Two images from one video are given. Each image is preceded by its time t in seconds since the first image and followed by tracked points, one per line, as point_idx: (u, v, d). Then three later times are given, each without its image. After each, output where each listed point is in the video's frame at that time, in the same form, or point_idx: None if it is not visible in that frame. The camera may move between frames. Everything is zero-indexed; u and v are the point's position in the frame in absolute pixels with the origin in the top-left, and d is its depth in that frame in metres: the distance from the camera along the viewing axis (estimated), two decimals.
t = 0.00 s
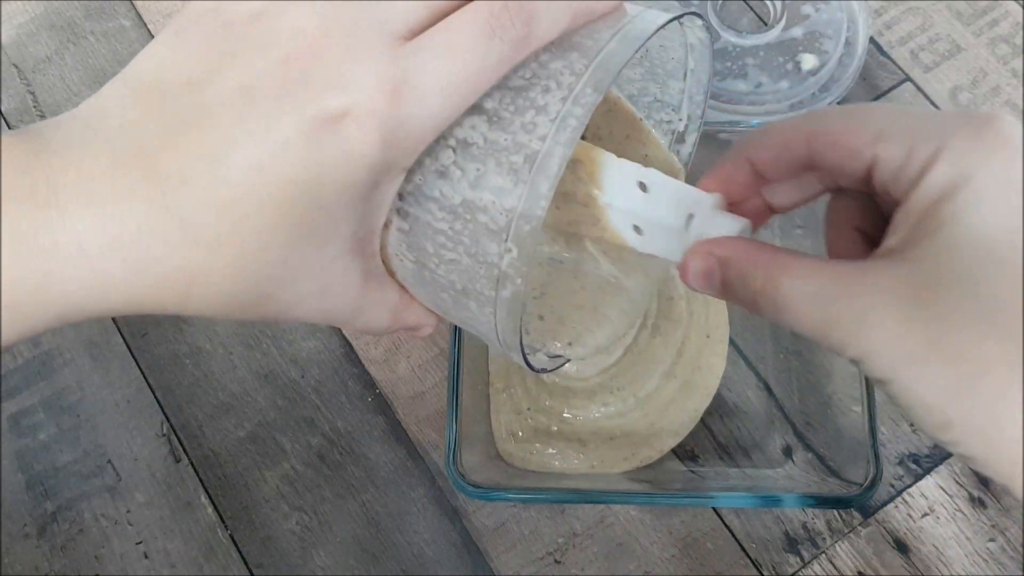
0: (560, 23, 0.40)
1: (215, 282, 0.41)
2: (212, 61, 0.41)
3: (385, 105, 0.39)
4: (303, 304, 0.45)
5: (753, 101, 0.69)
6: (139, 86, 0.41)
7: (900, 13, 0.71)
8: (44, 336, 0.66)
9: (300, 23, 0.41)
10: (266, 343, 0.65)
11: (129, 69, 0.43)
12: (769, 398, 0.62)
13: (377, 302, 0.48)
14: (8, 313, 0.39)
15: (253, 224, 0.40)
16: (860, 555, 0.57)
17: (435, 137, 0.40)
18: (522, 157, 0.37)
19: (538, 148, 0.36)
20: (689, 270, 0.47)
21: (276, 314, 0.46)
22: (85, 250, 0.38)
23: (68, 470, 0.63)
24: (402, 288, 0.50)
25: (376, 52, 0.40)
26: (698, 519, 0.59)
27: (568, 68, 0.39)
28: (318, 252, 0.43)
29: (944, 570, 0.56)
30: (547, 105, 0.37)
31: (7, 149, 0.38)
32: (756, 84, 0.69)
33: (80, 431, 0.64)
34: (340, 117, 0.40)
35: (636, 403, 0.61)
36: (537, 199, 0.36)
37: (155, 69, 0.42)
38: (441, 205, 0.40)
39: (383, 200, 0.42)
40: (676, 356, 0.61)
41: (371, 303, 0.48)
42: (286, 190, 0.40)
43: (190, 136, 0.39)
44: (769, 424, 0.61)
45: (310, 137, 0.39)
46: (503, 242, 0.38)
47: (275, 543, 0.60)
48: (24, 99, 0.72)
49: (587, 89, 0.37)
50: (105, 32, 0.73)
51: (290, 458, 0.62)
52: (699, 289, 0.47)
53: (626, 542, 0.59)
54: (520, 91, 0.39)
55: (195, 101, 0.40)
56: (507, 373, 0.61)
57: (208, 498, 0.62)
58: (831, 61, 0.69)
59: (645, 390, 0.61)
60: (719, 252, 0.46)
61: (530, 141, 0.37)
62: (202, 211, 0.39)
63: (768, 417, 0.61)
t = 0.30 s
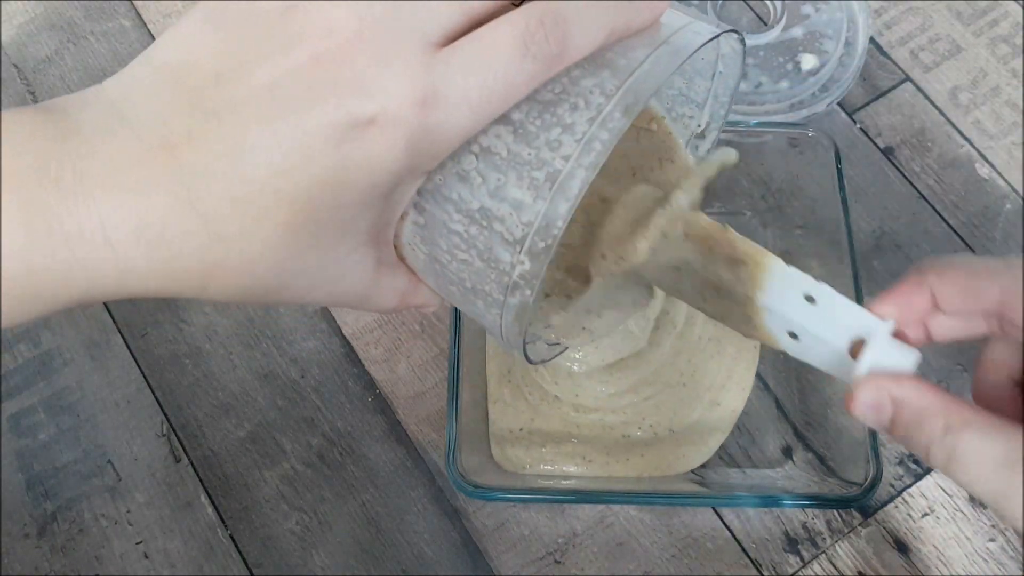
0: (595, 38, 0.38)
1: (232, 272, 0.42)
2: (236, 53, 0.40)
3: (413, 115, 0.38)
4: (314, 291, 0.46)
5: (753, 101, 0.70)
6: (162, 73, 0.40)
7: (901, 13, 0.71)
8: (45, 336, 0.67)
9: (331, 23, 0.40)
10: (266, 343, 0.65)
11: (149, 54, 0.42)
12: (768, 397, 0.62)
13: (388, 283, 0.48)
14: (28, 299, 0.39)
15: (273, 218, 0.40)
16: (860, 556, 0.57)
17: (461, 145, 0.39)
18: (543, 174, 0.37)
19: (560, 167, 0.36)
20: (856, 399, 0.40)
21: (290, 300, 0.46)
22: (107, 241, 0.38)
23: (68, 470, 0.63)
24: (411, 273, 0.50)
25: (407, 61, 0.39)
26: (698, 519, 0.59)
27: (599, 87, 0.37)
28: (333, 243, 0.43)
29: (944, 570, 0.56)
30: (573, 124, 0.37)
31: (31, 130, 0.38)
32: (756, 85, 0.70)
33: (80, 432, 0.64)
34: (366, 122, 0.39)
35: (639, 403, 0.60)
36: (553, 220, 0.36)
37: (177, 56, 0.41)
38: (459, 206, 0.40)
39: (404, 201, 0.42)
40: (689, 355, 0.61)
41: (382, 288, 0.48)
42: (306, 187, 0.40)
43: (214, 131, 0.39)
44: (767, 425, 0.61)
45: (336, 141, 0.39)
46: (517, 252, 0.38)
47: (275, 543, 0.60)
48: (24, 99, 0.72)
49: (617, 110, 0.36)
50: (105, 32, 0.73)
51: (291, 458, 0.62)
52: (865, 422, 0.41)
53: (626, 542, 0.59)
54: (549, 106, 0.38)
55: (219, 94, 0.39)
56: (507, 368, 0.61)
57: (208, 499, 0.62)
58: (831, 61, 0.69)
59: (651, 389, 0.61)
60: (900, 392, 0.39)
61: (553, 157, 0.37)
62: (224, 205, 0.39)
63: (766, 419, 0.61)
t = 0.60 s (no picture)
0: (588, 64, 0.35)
1: (213, 255, 0.43)
2: (227, 45, 0.38)
3: (400, 126, 0.37)
4: (292, 262, 0.47)
5: (753, 101, 0.70)
6: (154, 57, 0.39)
7: (900, 13, 0.71)
8: (46, 336, 0.67)
9: (324, 21, 0.37)
10: (266, 344, 0.65)
11: (140, 30, 0.40)
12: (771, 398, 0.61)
13: (365, 251, 0.50)
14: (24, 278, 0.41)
15: (253, 211, 0.41)
16: (860, 556, 0.57)
17: (445, 154, 0.37)
18: (522, 188, 0.36)
19: (539, 185, 0.35)
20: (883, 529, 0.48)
21: (271, 270, 0.47)
22: (93, 228, 0.40)
23: (68, 470, 0.63)
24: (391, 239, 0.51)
25: (396, 70, 0.36)
26: (698, 519, 0.59)
27: (585, 108, 0.36)
28: (311, 226, 0.44)
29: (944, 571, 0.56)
30: (557, 142, 0.35)
31: (22, 117, 0.38)
32: (756, 85, 0.70)
33: (80, 432, 0.64)
34: (353, 130, 0.38)
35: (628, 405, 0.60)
36: (527, 235, 0.37)
37: (171, 38, 0.39)
38: (437, 204, 0.38)
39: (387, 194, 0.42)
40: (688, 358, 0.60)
41: (359, 253, 0.49)
42: (288, 182, 0.40)
43: (200, 126, 0.39)
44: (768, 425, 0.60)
45: (320, 146, 0.38)
46: (489, 256, 0.37)
47: (275, 543, 0.60)
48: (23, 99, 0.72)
49: (600, 135, 0.35)
50: (105, 32, 0.73)
51: (290, 458, 0.62)
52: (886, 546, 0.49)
53: (626, 542, 0.59)
54: (534, 119, 0.36)
55: (208, 87, 0.38)
56: (506, 364, 0.62)
57: (208, 498, 0.62)
58: (831, 61, 0.69)
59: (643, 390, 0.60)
60: (918, 536, 0.47)
61: (533, 173, 0.36)
62: (206, 199, 0.40)
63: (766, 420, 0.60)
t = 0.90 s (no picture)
0: (582, 69, 0.34)
1: (203, 253, 0.44)
2: (221, 43, 0.38)
3: (392, 128, 0.37)
4: (283, 257, 0.48)
5: (753, 99, 0.70)
6: (147, 54, 0.39)
7: (900, 11, 0.71)
8: (46, 335, 0.67)
9: (319, 24, 0.37)
10: (266, 342, 0.65)
11: (135, 24, 0.40)
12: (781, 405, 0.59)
13: (357, 247, 0.50)
14: (16, 271, 0.41)
15: (241, 212, 0.42)
16: (860, 554, 0.57)
17: (439, 154, 0.37)
18: (512, 194, 0.36)
19: (531, 190, 0.35)
20: (899, 493, 0.47)
21: (266, 262, 0.48)
22: (82, 225, 0.41)
23: (68, 468, 0.63)
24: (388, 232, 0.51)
25: (389, 73, 0.36)
26: (698, 517, 0.59)
27: (580, 113, 0.36)
28: (300, 226, 0.45)
29: (944, 569, 0.56)
30: (549, 148, 0.35)
31: (15, 113, 0.39)
32: (756, 83, 0.70)
33: (80, 430, 0.64)
34: (345, 132, 0.38)
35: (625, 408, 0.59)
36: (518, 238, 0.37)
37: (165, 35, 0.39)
38: (429, 204, 0.38)
39: (375, 195, 0.42)
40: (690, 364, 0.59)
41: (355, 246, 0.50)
42: (278, 185, 0.40)
43: (190, 127, 0.39)
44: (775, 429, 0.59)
45: (310, 149, 0.38)
46: (480, 257, 0.37)
47: (275, 541, 0.60)
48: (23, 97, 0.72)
49: (594, 142, 0.36)
50: (105, 30, 0.73)
51: (289, 456, 0.62)
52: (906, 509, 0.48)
53: (625, 540, 0.59)
54: (528, 123, 0.36)
55: (200, 87, 0.38)
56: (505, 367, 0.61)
57: (208, 496, 0.62)
58: (831, 59, 0.70)
59: (640, 394, 0.59)
60: (933, 496, 0.46)
61: (525, 178, 0.35)
62: (195, 199, 0.41)
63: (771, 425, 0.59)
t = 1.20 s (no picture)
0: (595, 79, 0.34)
1: (209, 251, 0.44)
2: (231, 45, 0.38)
3: (400, 133, 0.37)
4: (290, 257, 0.48)
5: (754, 99, 0.69)
6: (158, 53, 0.39)
7: (900, 10, 0.71)
8: (47, 335, 0.67)
9: (329, 27, 0.37)
10: (266, 342, 0.65)
11: (148, 22, 0.40)
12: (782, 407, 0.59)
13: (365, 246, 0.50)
14: (22, 266, 0.41)
15: (249, 212, 0.42)
16: (860, 554, 0.57)
17: (448, 157, 0.37)
18: (520, 202, 0.36)
19: (538, 198, 0.35)
20: (905, 473, 0.46)
21: (271, 264, 0.48)
22: (91, 224, 0.41)
23: (68, 468, 0.63)
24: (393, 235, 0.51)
25: (399, 78, 0.36)
26: (698, 517, 0.59)
27: (591, 122, 0.36)
28: (308, 227, 0.45)
29: (944, 569, 0.56)
30: (557, 155, 0.35)
31: (24, 110, 0.38)
32: (756, 83, 0.70)
33: (80, 430, 0.64)
34: (353, 136, 0.38)
35: (624, 409, 0.59)
36: (523, 245, 0.38)
37: (175, 35, 0.39)
38: (436, 207, 0.38)
39: (382, 195, 0.42)
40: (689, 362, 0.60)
41: (360, 247, 0.50)
42: (288, 186, 0.40)
43: (198, 128, 0.38)
44: (774, 430, 0.59)
45: (318, 153, 0.38)
46: (486, 263, 0.37)
47: (275, 541, 0.60)
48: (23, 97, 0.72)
49: (603, 153, 0.36)
50: (106, 31, 0.73)
51: (289, 456, 0.62)
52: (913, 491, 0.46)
53: (625, 540, 0.59)
54: (536, 131, 0.36)
55: (211, 88, 0.38)
56: (503, 370, 0.61)
57: (208, 496, 0.62)
58: (831, 59, 0.69)
59: (640, 395, 0.59)
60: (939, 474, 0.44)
61: (533, 186, 0.35)
62: (204, 199, 0.41)
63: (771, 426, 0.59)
